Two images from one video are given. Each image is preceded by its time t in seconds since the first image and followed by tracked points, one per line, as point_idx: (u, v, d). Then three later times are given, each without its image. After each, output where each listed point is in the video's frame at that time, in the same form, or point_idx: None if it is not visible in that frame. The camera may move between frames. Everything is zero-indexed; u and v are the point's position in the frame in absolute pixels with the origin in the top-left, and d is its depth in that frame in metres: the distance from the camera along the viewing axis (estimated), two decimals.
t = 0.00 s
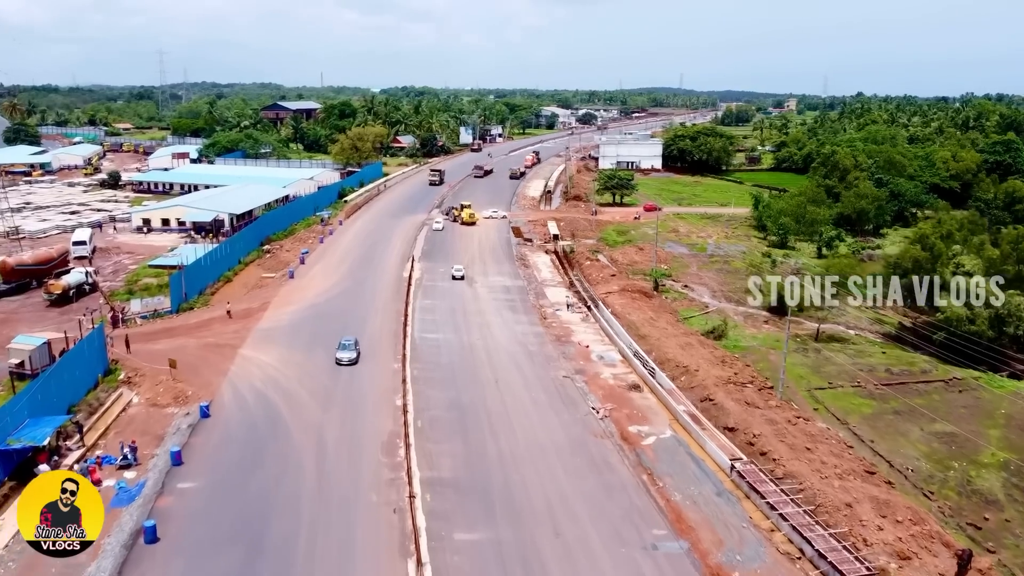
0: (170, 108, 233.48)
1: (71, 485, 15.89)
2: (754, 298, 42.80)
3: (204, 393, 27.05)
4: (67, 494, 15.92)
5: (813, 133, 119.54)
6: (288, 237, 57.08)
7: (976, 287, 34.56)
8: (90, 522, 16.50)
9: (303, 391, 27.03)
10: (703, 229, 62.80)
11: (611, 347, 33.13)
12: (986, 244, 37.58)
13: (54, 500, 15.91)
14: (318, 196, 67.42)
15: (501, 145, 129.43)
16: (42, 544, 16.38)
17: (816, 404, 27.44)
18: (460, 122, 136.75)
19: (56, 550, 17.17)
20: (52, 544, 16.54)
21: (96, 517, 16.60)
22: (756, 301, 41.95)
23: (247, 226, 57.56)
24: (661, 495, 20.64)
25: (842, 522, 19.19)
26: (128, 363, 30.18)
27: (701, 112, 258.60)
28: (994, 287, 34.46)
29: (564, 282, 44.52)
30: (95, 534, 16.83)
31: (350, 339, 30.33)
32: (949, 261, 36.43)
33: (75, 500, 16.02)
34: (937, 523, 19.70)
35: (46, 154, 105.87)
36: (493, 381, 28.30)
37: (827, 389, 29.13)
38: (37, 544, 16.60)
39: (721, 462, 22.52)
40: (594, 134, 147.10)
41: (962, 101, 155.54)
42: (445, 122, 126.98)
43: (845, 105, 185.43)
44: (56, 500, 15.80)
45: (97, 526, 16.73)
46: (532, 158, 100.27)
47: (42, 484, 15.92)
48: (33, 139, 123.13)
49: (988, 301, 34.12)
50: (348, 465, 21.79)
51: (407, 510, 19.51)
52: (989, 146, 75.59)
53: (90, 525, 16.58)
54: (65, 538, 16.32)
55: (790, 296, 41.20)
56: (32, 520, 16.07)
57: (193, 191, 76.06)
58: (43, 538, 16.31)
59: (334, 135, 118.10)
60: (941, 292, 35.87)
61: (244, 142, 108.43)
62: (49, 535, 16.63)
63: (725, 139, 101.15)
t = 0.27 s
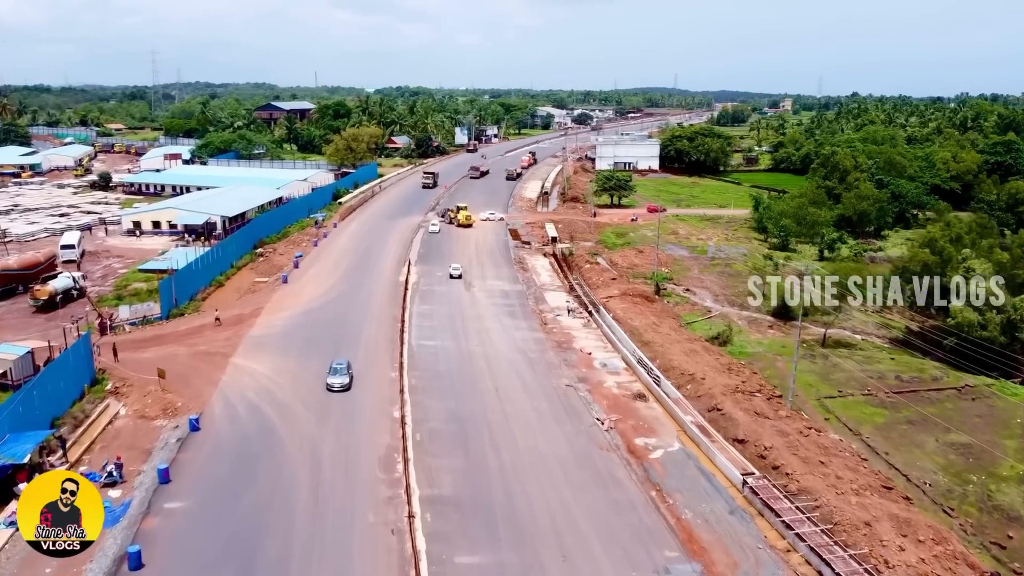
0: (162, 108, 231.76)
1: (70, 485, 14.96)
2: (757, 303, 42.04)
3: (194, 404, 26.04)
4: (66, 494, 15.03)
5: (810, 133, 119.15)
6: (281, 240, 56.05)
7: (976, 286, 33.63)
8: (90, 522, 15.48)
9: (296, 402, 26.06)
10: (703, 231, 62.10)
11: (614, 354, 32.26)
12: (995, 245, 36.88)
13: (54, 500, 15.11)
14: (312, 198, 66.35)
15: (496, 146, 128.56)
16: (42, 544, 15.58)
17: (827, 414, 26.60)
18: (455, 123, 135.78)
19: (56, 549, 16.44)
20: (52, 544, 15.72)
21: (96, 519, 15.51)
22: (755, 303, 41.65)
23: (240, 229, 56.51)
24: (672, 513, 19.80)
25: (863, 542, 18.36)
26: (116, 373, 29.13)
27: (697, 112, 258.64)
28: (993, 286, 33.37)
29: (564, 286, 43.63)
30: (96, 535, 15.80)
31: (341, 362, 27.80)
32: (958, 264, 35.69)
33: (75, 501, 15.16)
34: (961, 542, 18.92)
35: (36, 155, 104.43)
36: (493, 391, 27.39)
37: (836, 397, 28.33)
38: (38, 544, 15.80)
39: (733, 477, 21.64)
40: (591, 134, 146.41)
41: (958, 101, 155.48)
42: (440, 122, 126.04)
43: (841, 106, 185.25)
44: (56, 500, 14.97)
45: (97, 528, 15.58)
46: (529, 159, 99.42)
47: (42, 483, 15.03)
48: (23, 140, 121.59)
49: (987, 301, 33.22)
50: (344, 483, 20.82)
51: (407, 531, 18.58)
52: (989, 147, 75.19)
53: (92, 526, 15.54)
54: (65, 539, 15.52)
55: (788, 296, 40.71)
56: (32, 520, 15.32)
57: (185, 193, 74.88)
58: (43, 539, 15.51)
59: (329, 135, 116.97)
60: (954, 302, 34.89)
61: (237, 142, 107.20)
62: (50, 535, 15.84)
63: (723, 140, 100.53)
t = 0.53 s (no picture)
0: (155, 108, 229.77)
1: (71, 485, 15.63)
2: (761, 307, 41.20)
3: (183, 417, 25.03)
4: (67, 494, 15.68)
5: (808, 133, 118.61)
6: (275, 242, 54.94)
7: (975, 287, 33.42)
8: (90, 522, 16.12)
9: (290, 414, 25.09)
10: (702, 232, 61.29)
11: (618, 361, 31.35)
12: (1006, 248, 36.09)
13: (54, 500, 15.72)
14: (306, 199, 65.29)
15: (492, 146, 127.62)
16: (42, 544, 16.00)
17: (839, 424, 25.77)
18: (450, 123, 134.76)
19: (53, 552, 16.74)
20: (52, 544, 16.11)
21: (96, 521, 16.13)
22: (757, 303, 41.84)
23: (232, 232, 55.38)
24: (684, 534, 18.94)
25: (886, 564, 17.52)
26: (103, 383, 28.10)
27: (692, 112, 258.50)
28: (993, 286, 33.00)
29: (564, 290, 42.69)
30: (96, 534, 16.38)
31: (332, 392, 25.13)
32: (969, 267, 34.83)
33: (75, 500, 15.79)
34: (986, 564, 18.12)
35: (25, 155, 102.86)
36: (494, 401, 26.48)
37: (848, 406, 27.47)
38: (37, 544, 16.16)
39: (746, 493, 20.78)
40: (587, 134, 145.63)
41: (954, 102, 155.39)
42: (436, 122, 125.00)
43: (837, 107, 185.00)
44: (56, 499, 15.59)
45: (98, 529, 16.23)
46: (525, 160, 98.52)
47: (42, 484, 15.63)
48: (13, 140, 119.95)
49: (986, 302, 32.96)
50: (340, 503, 19.88)
51: (408, 555, 17.68)
52: (990, 148, 74.71)
53: (91, 525, 16.18)
54: (65, 538, 16.02)
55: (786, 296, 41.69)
56: (32, 519, 15.83)
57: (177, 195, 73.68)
58: (43, 539, 15.95)
59: (323, 136, 115.79)
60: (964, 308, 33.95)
61: (230, 143, 105.88)
62: (49, 535, 16.22)
63: (721, 140, 99.82)
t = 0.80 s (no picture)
0: (147, 108, 228.12)
1: (70, 485, 13.87)
2: (766, 310, 40.40)
3: (172, 430, 24.04)
4: (67, 493, 13.89)
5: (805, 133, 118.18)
6: (268, 245, 53.88)
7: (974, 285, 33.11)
8: (89, 522, 14.11)
9: (284, 427, 24.11)
10: (703, 234, 60.54)
11: (621, 368, 30.47)
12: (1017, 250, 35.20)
13: (54, 500, 13.92)
14: (300, 201, 64.23)
15: (488, 146, 126.73)
16: (40, 545, 14.09)
17: (851, 435, 24.96)
18: (445, 123, 133.76)
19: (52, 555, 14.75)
20: (50, 545, 14.10)
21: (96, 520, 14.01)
22: (757, 301, 41.87)
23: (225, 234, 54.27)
24: (698, 554, 18.08)
25: None
26: (89, 394, 27.09)
27: (688, 112, 258.30)
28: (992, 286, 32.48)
29: (564, 295, 41.76)
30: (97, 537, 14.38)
31: (324, 427, 22.47)
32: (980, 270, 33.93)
33: (76, 500, 13.99)
34: None
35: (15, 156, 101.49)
36: (495, 412, 25.57)
37: (859, 416, 26.67)
38: (35, 545, 14.26)
39: (760, 509, 19.92)
40: (584, 134, 144.84)
41: (950, 102, 155.24)
42: (431, 122, 124.02)
43: (832, 107, 184.82)
44: (55, 500, 13.78)
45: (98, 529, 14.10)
46: (521, 160, 97.64)
47: (40, 482, 13.85)
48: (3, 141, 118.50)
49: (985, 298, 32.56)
50: (336, 522, 18.94)
51: None
52: (991, 148, 74.16)
53: (91, 527, 14.15)
54: (64, 540, 14.09)
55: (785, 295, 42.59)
56: (31, 520, 13.98)
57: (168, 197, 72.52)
58: (40, 541, 14.04)
59: (317, 136, 114.70)
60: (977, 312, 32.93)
61: (223, 144, 104.68)
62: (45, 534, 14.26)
63: (719, 140, 99.12)
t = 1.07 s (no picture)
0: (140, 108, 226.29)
1: (71, 484, 13.24)
2: (770, 314, 39.60)
3: (159, 445, 23.03)
4: (67, 493, 13.24)
5: (803, 133, 117.72)
6: (261, 249, 52.80)
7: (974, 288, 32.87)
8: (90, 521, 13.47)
9: (277, 442, 23.10)
10: (703, 236, 59.81)
11: (625, 377, 29.57)
12: None
13: (54, 500, 13.26)
14: (294, 203, 63.14)
15: (484, 147, 125.84)
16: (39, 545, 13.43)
17: (866, 447, 24.15)
18: (441, 123, 132.76)
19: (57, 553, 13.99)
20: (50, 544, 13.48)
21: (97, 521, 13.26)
22: (757, 301, 41.84)
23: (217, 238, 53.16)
24: None
25: None
26: (74, 407, 26.03)
27: (684, 111, 258.21)
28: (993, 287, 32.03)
29: (565, 299, 40.84)
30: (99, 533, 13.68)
31: (315, 473, 19.92)
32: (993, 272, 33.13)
33: (76, 500, 13.34)
34: None
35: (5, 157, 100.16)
36: (497, 424, 24.64)
37: (872, 426, 25.86)
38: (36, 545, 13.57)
39: (776, 528, 19.03)
40: (580, 134, 144.09)
41: (946, 102, 155.22)
42: (426, 123, 123.04)
43: (829, 107, 184.68)
44: (56, 500, 13.13)
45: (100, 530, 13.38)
46: (518, 161, 96.78)
47: (38, 482, 13.20)
48: None
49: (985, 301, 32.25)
50: (332, 545, 17.99)
51: None
52: (992, 149, 73.72)
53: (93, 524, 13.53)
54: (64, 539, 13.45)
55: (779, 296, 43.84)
56: (29, 520, 13.31)
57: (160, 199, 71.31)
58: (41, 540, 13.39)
59: (311, 137, 113.54)
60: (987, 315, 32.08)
61: (216, 144, 103.50)
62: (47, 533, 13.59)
63: (717, 141, 98.46)
